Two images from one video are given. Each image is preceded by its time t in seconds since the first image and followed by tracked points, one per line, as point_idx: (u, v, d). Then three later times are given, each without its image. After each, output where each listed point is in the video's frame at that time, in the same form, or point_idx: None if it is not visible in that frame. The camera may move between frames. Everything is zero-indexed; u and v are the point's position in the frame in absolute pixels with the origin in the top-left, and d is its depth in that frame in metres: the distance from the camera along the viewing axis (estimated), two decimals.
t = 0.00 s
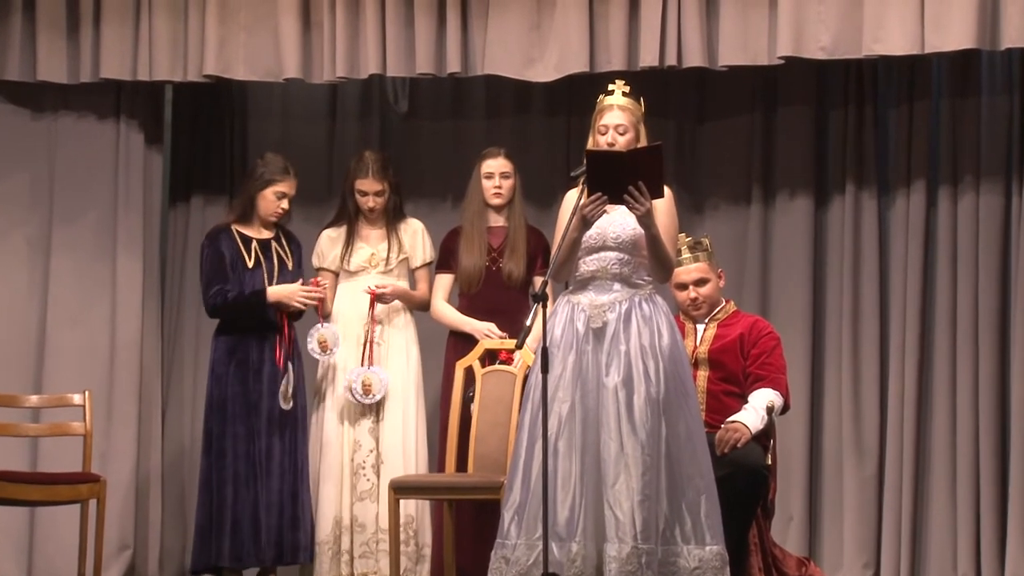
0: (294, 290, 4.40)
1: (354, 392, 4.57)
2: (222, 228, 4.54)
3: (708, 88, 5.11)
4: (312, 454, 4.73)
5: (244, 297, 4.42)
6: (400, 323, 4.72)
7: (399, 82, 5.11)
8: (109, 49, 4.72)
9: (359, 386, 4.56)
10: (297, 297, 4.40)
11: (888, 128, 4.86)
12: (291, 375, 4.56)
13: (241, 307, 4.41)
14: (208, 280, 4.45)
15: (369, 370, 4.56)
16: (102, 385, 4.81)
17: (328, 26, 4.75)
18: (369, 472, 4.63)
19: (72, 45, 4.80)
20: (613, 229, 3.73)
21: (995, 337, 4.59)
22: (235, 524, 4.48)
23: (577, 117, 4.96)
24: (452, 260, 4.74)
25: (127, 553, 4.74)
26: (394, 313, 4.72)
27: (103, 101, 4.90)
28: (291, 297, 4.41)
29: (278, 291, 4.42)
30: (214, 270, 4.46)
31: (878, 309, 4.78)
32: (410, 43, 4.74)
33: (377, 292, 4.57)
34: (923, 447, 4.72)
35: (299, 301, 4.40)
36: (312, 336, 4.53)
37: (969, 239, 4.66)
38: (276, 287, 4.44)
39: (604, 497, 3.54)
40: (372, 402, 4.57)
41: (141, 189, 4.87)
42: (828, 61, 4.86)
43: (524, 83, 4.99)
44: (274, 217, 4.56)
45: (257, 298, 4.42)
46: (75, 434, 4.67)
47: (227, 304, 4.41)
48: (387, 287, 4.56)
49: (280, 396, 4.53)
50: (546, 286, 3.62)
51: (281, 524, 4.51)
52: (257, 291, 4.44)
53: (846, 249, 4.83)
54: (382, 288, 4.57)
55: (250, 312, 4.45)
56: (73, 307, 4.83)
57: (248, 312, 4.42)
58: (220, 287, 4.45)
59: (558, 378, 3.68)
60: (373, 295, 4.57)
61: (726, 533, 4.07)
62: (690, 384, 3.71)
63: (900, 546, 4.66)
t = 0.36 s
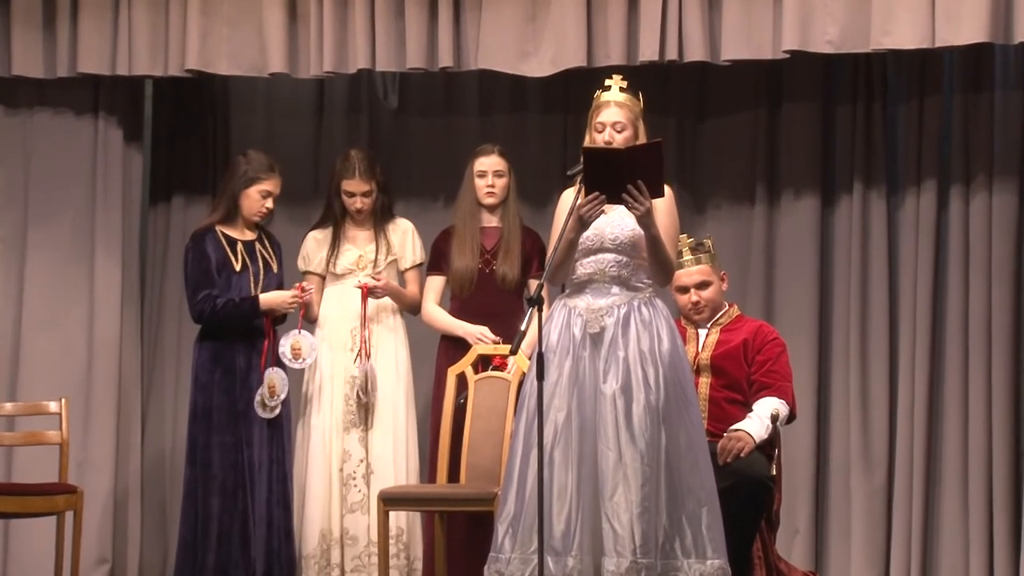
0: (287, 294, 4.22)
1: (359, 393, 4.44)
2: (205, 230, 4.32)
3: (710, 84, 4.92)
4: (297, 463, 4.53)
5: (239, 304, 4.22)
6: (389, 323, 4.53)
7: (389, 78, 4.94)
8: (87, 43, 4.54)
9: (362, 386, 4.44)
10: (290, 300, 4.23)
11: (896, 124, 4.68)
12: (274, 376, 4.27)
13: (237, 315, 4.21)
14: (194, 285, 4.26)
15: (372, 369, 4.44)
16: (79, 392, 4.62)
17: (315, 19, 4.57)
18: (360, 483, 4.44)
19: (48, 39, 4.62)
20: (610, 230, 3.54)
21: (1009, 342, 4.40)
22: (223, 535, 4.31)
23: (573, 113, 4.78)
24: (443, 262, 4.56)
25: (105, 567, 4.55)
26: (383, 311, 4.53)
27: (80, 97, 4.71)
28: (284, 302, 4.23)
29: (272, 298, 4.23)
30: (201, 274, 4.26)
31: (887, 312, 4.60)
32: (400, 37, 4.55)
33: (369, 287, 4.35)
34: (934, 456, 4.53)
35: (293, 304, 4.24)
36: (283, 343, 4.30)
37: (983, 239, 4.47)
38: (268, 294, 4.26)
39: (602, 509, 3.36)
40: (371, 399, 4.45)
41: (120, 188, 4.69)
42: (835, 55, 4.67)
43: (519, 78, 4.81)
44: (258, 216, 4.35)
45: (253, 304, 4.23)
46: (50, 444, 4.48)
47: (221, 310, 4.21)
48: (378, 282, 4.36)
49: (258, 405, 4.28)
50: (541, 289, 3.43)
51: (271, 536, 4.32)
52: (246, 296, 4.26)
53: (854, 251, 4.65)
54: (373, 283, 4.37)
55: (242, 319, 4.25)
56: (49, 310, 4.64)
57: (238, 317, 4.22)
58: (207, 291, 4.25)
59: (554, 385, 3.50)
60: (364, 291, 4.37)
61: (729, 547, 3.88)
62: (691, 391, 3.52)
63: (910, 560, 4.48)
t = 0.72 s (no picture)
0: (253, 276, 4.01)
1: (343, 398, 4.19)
2: (178, 229, 4.14)
3: (708, 78, 4.73)
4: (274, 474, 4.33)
5: (208, 301, 4.02)
6: (372, 326, 4.34)
7: (372, 72, 4.76)
8: (58, 33, 4.35)
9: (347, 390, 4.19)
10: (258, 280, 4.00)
11: (901, 119, 4.49)
12: (250, 381, 4.11)
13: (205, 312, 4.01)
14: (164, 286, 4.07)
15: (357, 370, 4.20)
16: (49, 398, 4.44)
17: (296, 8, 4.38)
18: (338, 493, 4.25)
19: (17, 30, 4.43)
20: (603, 228, 3.35)
21: (1020, 347, 4.21)
22: (190, 549, 4.12)
23: (565, 108, 4.60)
24: (428, 262, 4.37)
25: None
26: (366, 315, 4.35)
27: (51, 90, 4.53)
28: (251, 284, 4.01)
29: (238, 285, 4.00)
30: (172, 275, 4.08)
31: (892, 315, 4.41)
32: (384, 27, 4.36)
33: (353, 286, 4.17)
34: (940, 465, 4.34)
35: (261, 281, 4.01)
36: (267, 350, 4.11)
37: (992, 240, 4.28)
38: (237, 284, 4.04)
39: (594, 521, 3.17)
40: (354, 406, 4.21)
41: (92, 186, 4.50)
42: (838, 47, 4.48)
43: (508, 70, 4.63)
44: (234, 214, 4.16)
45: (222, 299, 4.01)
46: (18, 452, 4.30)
47: (191, 310, 4.02)
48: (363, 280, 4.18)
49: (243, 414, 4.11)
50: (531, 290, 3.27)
51: (247, 549, 4.12)
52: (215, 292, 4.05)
53: (857, 251, 4.46)
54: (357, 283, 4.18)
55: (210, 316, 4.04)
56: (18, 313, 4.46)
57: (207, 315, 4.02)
58: (178, 293, 4.07)
59: (545, 391, 3.30)
60: (347, 290, 4.19)
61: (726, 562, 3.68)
62: (687, 397, 3.34)
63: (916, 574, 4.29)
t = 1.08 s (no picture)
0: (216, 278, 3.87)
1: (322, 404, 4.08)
2: (155, 228, 4.02)
3: (704, 72, 4.59)
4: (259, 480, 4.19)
5: (175, 298, 3.90)
6: (355, 332, 4.20)
7: (357, 64, 4.64)
8: (31, 26, 4.21)
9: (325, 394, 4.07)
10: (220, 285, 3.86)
11: (904, 115, 4.36)
12: (226, 374, 3.96)
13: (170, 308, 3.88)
14: (136, 285, 3.97)
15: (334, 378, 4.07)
16: (23, 402, 4.31)
17: None
18: (324, 500, 4.11)
19: None
20: (597, 227, 3.20)
21: None
22: (162, 559, 4.02)
23: (556, 103, 4.47)
24: (415, 263, 4.23)
25: None
26: (350, 322, 4.20)
27: (24, 85, 4.39)
28: (212, 287, 3.86)
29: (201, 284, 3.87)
30: (144, 274, 3.96)
31: (894, 317, 4.27)
32: (370, 20, 4.21)
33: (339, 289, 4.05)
34: (944, 472, 4.20)
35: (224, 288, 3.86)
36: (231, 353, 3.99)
37: (998, 239, 4.14)
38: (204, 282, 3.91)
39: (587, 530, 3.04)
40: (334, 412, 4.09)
41: (67, 184, 4.37)
42: (839, 40, 4.34)
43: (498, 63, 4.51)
44: (212, 211, 4.03)
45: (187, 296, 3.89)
46: None
47: (159, 307, 3.91)
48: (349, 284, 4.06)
49: (224, 413, 3.97)
50: (522, 294, 3.14)
51: (222, 561, 4.02)
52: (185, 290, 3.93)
53: (858, 252, 4.32)
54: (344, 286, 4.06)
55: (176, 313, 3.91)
56: None
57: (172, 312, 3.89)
58: (150, 292, 3.95)
59: (536, 396, 3.16)
60: (333, 293, 4.05)
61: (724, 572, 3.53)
62: (683, 401, 3.20)
63: None
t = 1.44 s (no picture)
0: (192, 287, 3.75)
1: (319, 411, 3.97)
2: (139, 230, 3.92)
3: (708, 71, 4.46)
4: (250, 490, 4.07)
5: (152, 302, 3.80)
6: (350, 340, 4.06)
7: (350, 63, 4.52)
8: (13, 23, 4.08)
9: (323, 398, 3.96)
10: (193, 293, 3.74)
11: (914, 114, 4.23)
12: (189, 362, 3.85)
13: (147, 313, 3.79)
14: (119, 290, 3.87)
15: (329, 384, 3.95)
16: (4, 410, 4.19)
17: None
18: (319, 512, 3.98)
19: None
20: (597, 230, 3.06)
21: None
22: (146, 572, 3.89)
23: (556, 101, 4.35)
24: (408, 267, 4.10)
25: None
26: (348, 328, 4.07)
27: (7, 84, 4.27)
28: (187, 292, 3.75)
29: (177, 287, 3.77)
30: (126, 278, 3.87)
31: (904, 322, 4.14)
32: (363, 17, 4.08)
33: (336, 295, 3.93)
34: (956, 483, 4.07)
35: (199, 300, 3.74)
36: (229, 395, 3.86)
37: (1012, 242, 4.00)
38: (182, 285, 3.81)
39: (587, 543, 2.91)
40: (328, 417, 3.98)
41: (51, 186, 4.25)
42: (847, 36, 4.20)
43: (496, 61, 4.39)
44: (198, 211, 3.92)
45: (156, 304, 3.79)
46: None
47: (137, 312, 3.80)
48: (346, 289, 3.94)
49: (224, 426, 3.82)
50: (520, 298, 3.00)
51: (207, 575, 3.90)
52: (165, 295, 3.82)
53: (867, 255, 4.18)
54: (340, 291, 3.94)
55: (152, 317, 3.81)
56: None
57: (149, 317, 3.79)
58: (131, 296, 3.85)
59: (534, 404, 3.02)
60: (331, 299, 3.92)
61: None
62: (687, 408, 3.07)
63: None
